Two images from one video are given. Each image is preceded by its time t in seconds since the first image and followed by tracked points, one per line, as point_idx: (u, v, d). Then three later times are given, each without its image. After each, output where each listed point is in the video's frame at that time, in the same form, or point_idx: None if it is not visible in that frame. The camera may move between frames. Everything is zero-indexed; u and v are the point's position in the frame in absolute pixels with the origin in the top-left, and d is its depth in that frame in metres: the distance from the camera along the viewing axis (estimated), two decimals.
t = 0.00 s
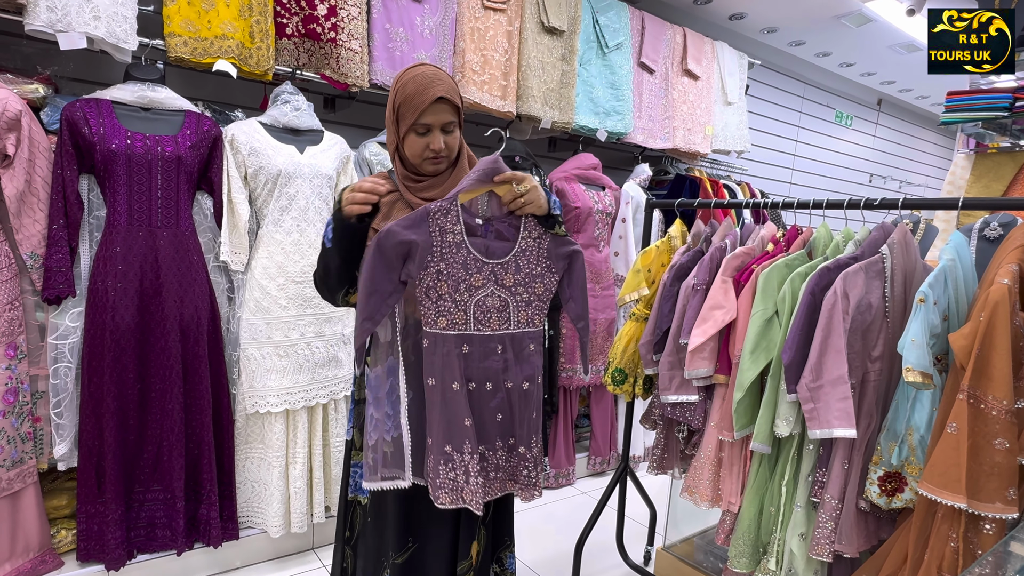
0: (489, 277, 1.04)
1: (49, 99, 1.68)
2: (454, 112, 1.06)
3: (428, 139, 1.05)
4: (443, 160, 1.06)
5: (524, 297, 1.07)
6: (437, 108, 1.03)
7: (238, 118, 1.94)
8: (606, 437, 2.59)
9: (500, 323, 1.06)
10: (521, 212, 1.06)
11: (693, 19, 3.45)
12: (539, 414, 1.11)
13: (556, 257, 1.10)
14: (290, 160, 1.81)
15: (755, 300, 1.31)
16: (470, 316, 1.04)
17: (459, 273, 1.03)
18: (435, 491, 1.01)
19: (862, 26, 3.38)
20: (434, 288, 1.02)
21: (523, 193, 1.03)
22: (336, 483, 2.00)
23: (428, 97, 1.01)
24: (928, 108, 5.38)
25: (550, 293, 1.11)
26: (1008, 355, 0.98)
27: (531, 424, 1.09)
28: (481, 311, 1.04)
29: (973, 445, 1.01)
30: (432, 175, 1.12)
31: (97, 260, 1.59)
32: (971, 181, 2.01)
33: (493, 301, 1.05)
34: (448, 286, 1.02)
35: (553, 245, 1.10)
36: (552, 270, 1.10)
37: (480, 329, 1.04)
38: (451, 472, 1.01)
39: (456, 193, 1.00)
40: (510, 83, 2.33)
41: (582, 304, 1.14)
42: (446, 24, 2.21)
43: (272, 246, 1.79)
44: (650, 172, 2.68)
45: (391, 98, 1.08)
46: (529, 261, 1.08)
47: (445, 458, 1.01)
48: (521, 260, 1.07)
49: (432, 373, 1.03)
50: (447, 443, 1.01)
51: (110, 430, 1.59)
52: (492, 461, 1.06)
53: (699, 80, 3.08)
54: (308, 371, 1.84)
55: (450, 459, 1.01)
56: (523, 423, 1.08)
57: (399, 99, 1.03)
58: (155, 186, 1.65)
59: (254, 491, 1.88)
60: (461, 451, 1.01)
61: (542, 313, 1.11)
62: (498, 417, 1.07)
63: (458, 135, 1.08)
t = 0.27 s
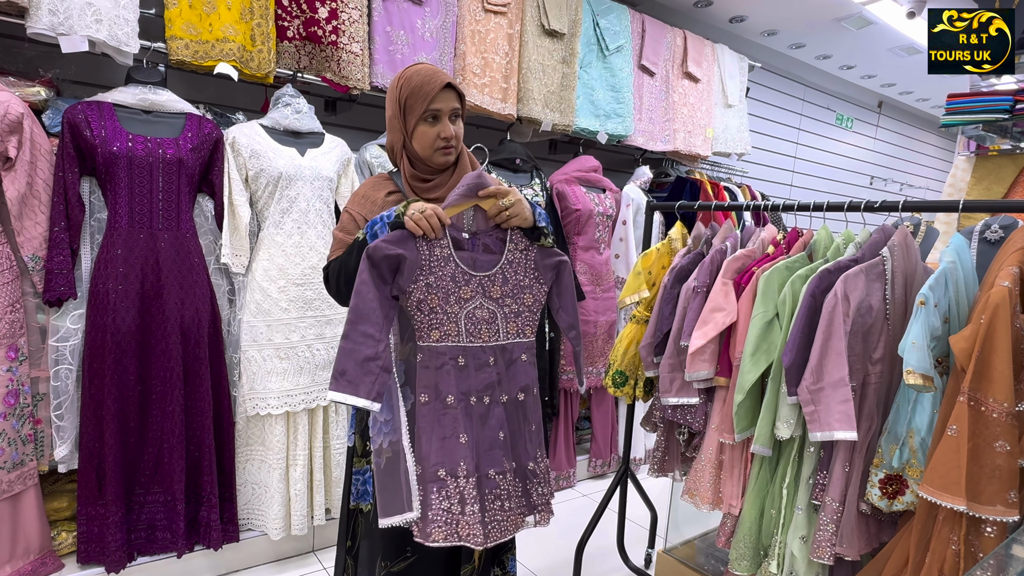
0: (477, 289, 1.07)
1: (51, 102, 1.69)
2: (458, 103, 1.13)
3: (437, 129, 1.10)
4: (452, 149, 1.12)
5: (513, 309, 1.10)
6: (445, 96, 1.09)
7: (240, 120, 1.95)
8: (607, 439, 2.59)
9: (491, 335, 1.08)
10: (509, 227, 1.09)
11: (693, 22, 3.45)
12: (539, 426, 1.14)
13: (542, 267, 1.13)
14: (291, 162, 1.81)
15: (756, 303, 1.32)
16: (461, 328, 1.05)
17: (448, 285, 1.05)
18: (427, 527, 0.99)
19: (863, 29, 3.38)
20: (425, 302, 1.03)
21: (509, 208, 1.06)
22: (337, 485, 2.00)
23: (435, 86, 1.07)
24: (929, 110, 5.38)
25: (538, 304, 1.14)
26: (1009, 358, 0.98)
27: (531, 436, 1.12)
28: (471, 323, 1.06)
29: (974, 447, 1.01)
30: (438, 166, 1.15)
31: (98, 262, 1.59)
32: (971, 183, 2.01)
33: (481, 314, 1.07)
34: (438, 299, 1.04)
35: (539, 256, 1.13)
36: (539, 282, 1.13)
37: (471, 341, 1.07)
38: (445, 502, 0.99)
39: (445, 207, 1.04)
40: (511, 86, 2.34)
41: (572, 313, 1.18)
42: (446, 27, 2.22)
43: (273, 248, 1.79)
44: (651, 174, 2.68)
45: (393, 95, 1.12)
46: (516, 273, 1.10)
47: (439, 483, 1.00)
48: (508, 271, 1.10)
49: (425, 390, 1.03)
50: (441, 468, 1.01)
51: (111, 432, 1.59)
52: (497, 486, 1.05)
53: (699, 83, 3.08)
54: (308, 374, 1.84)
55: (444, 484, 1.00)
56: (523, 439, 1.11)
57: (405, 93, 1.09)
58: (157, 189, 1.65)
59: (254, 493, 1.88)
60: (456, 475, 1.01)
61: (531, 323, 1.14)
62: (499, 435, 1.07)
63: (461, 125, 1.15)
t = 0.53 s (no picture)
0: (479, 295, 1.07)
1: (54, 105, 1.69)
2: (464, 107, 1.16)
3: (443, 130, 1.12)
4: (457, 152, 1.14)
5: (511, 318, 1.10)
6: (452, 99, 1.12)
7: (241, 123, 1.95)
8: (608, 442, 2.58)
9: (487, 341, 1.08)
10: (515, 233, 1.08)
11: (694, 25, 3.46)
12: (523, 434, 1.12)
13: (543, 279, 1.13)
14: (293, 165, 1.82)
15: (757, 306, 1.32)
16: (459, 332, 1.06)
17: (450, 288, 1.05)
18: (399, 519, 1.01)
19: (863, 32, 3.39)
20: (426, 303, 1.04)
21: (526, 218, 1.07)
22: (337, 488, 1.99)
23: (444, 88, 1.10)
24: (929, 113, 5.38)
25: (536, 315, 1.14)
26: (1011, 362, 0.98)
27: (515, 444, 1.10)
28: (469, 327, 1.06)
29: (976, 451, 1.01)
30: (440, 168, 1.16)
31: (100, 265, 1.59)
32: (972, 187, 2.01)
33: (480, 320, 1.07)
34: (439, 301, 1.05)
35: (541, 268, 1.13)
36: (540, 293, 1.13)
37: (468, 346, 1.07)
38: (420, 497, 1.01)
39: (456, 212, 1.02)
40: (513, 89, 2.34)
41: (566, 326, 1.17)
42: (448, 31, 2.22)
43: (274, 251, 1.80)
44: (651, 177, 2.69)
45: (399, 96, 1.15)
46: (518, 282, 1.10)
47: (416, 480, 1.01)
48: (510, 281, 1.10)
49: (414, 388, 1.03)
50: (419, 465, 1.02)
51: (112, 434, 1.59)
52: (473, 487, 1.05)
53: (700, 86, 3.09)
54: (309, 376, 1.84)
55: (421, 481, 1.02)
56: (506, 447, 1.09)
57: (413, 94, 1.11)
58: (159, 192, 1.65)
59: (254, 496, 1.88)
60: (434, 473, 1.02)
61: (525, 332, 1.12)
62: (483, 441, 1.06)
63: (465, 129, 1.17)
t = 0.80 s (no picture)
0: (476, 300, 1.07)
1: (55, 107, 1.70)
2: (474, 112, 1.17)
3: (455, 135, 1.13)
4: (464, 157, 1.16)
5: (508, 324, 1.10)
6: (464, 104, 1.13)
7: (243, 126, 1.96)
8: (609, 445, 2.58)
9: (480, 346, 1.09)
10: (520, 240, 1.10)
11: (694, 29, 3.47)
12: (505, 437, 1.11)
13: (543, 288, 1.13)
14: (294, 168, 1.82)
15: (758, 309, 1.32)
16: (452, 335, 1.07)
17: (449, 292, 1.05)
18: (380, 504, 1.02)
19: (863, 36, 3.39)
20: (423, 305, 1.04)
21: (551, 250, 1.10)
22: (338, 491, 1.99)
23: (460, 94, 1.10)
24: (929, 117, 5.39)
25: (534, 322, 1.13)
26: (1012, 365, 0.98)
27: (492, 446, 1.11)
28: (463, 331, 1.07)
29: (977, 455, 1.01)
30: (444, 171, 1.18)
31: (101, 267, 1.59)
32: (973, 190, 2.01)
33: (474, 324, 1.08)
34: (436, 304, 1.05)
35: (543, 276, 1.13)
36: (540, 301, 1.13)
37: (460, 349, 1.08)
38: (402, 487, 1.02)
39: (461, 216, 1.03)
40: (514, 92, 2.35)
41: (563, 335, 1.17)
42: (449, 34, 2.23)
43: (275, 253, 1.80)
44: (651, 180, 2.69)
45: (408, 96, 1.14)
46: (518, 290, 1.10)
47: (399, 472, 1.02)
48: (510, 288, 1.10)
49: (403, 385, 1.04)
50: (403, 457, 1.03)
51: (112, 436, 1.59)
52: (443, 477, 1.07)
53: (700, 90, 3.09)
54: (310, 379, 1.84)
55: (403, 473, 1.02)
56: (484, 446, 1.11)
57: (428, 96, 1.10)
58: (160, 194, 1.66)
59: (255, 498, 1.87)
60: (416, 466, 1.03)
61: (519, 341, 1.12)
62: (459, 437, 1.08)
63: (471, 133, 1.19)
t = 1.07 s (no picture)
0: (484, 298, 1.08)
1: (56, 110, 1.70)
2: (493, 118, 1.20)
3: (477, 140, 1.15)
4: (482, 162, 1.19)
5: (515, 322, 1.11)
6: (488, 110, 1.15)
7: (243, 128, 1.96)
8: (608, 448, 2.58)
9: (488, 344, 1.10)
10: (528, 237, 1.11)
11: (693, 32, 3.48)
12: (517, 436, 1.12)
13: (551, 284, 1.14)
14: (294, 171, 1.82)
15: (757, 312, 1.32)
16: (460, 334, 1.08)
17: (456, 290, 1.06)
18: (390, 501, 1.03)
19: (862, 40, 3.40)
20: (431, 304, 1.05)
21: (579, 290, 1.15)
22: (337, 493, 1.98)
23: (487, 100, 1.13)
24: (928, 120, 5.40)
25: (541, 319, 1.14)
26: (1011, 368, 0.99)
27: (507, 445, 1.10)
28: (471, 329, 1.08)
29: (976, 458, 1.01)
30: (460, 174, 1.19)
31: (101, 270, 1.60)
32: (972, 193, 2.01)
33: (482, 322, 1.09)
34: (444, 303, 1.06)
35: (550, 273, 1.13)
36: (547, 297, 1.14)
37: (468, 348, 1.09)
38: (413, 483, 1.04)
39: (468, 214, 1.04)
40: (514, 95, 2.36)
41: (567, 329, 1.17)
42: (448, 38, 2.23)
43: (275, 256, 1.80)
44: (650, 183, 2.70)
45: (431, 96, 1.13)
46: (525, 286, 1.11)
47: (410, 469, 1.04)
48: (517, 285, 1.10)
49: (411, 384, 1.05)
50: (413, 455, 1.05)
51: (112, 439, 1.59)
52: (455, 475, 1.08)
53: (700, 93, 3.10)
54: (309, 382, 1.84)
55: (415, 470, 1.04)
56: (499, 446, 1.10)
57: (455, 99, 1.11)
58: (160, 197, 1.66)
59: (254, 500, 1.87)
60: (426, 461, 1.05)
61: (528, 337, 1.13)
62: (471, 436, 1.09)
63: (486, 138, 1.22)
